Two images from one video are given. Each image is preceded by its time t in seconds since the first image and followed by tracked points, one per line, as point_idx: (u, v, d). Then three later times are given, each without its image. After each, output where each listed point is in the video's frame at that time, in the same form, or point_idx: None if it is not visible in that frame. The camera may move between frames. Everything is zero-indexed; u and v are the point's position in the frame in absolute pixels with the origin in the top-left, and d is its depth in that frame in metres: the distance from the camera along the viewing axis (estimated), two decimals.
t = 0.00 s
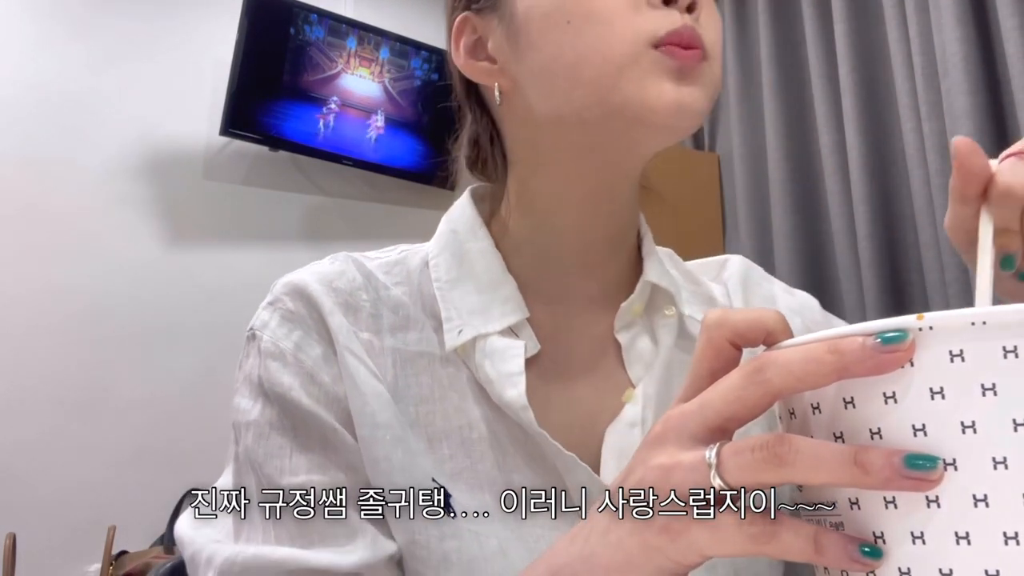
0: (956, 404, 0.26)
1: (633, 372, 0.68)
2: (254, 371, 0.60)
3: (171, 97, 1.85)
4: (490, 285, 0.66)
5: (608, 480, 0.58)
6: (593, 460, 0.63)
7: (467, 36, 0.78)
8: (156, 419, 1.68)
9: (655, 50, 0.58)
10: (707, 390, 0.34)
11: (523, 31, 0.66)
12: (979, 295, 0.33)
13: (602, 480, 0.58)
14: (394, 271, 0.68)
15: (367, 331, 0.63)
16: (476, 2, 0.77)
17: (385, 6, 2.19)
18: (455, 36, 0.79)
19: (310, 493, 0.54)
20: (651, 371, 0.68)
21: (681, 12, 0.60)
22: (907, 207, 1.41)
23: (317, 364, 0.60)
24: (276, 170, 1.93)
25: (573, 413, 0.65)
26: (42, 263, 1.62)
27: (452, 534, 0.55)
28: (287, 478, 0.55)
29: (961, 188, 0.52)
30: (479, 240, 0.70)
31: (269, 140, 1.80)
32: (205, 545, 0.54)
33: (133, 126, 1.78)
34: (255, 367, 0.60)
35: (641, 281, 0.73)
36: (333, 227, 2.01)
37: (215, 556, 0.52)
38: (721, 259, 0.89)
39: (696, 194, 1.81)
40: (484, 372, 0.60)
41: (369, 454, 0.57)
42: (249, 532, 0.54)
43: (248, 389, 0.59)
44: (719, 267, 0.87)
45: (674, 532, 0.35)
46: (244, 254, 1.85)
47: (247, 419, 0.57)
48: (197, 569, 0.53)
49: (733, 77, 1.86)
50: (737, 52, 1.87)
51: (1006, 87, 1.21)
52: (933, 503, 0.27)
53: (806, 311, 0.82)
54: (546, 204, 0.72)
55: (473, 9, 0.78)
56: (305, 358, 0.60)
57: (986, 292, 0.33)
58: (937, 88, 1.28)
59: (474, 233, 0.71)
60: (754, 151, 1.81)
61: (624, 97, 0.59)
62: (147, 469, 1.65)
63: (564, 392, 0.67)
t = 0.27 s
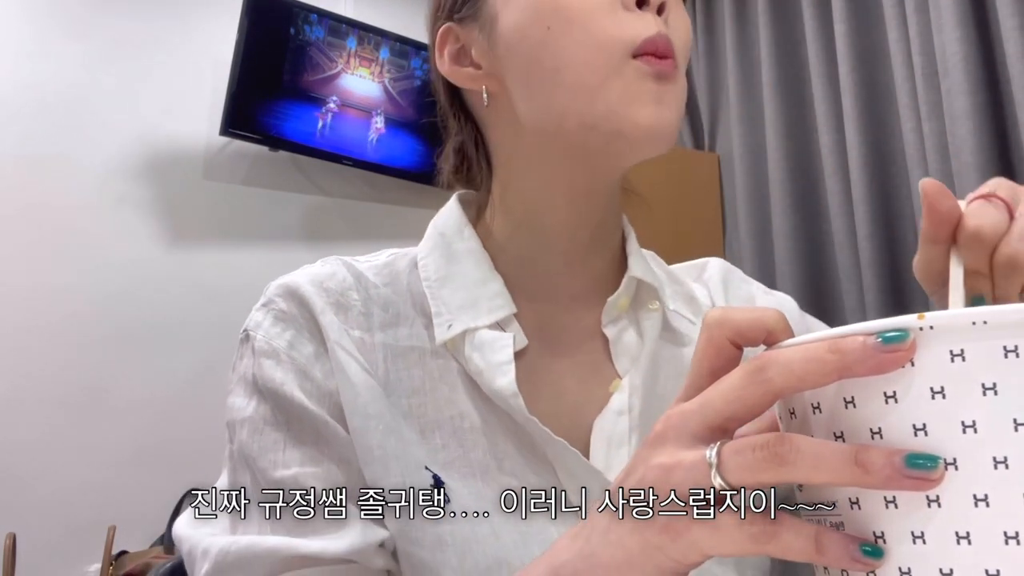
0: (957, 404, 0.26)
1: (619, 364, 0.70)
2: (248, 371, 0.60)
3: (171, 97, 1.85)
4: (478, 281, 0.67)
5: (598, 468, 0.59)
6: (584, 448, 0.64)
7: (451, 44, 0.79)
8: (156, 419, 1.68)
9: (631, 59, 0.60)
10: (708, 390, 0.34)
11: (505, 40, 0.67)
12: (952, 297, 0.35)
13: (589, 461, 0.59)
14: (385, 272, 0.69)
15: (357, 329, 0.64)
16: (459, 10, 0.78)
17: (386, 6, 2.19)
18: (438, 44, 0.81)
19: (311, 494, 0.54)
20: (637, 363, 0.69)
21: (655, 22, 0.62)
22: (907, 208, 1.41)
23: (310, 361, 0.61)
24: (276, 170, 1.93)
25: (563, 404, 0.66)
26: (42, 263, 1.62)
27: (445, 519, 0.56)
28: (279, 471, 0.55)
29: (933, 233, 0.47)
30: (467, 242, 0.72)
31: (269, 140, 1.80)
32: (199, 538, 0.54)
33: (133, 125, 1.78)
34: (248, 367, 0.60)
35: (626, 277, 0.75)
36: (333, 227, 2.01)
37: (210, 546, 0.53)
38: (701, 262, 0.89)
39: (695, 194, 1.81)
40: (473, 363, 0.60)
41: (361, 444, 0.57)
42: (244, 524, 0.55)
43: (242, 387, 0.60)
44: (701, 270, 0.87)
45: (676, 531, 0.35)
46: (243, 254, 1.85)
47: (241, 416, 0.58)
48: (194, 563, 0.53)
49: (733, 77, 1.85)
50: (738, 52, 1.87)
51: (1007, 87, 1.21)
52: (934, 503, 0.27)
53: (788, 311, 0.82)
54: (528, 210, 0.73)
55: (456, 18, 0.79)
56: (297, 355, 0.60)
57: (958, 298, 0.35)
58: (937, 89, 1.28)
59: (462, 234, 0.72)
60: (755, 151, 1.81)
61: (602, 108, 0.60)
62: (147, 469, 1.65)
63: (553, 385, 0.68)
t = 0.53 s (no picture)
0: (958, 403, 0.26)
1: (607, 362, 0.71)
2: (239, 376, 0.60)
3: (171, 97, 1.85)
4: (467, 281, 0.68)
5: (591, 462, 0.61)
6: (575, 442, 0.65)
7: (439, 45, 0.80)
8: (155, 419, 1.68)
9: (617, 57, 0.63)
10: (709, 391, 0.34)
11: (495, 39, 0.69)
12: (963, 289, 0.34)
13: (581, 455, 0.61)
14: (375, 275, 0.70)
15: (347, 331, 0.64)
16: (447, 12, 0.79)
17: (386, 6, 2.19)
18: (426, 45, 0.81)
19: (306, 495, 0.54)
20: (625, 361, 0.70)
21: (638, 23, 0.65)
22: (907, 208, 1.41)
23: (301, 365, 0.61)
24: (275, 170, 1.93)
25: (553, 399, 0.68)
26: (42, 263, 1.62)
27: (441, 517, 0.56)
28: (272, 473, 0.55)
29: (958, 261, 0.50)
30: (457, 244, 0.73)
31: (269, 140, 1.80)
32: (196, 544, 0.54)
33: (133, 126, 1.78)
34: (239, 373, 0.61)
35: (613, 275, 0.76)
36: (333, 227, 2.00)
37: (206, 551, 0.53)
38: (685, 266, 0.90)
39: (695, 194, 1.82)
40: (463, 361, 0.62)
41: (353, 445, 0.57)
42: (241, 527, 0.55)
43: (235, 392, 0.60)
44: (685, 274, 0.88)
45: (676, 530, 0.35)
46: (243, 254, 1.85)
47: (234, 421, 0.58)
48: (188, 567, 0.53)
49: (734, 77, 1.85)
50: (738, 52, 1.86)
51: (1006, 87, 1.21)
52: (934, 502, 0.27)
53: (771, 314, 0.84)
54: (517, 207, 0.75)
55: (444, 19, 0.79)
56: (288, 360, 0.61)
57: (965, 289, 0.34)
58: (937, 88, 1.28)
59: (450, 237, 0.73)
60: (755, 151, 1.81)
61: (590, 103, 0.63)
62: (148, 469, 1.65)
63: (543, 380, 0.69)
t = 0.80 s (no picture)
0: (975, 403, 0.26)
1: (597, 352, 0.72)
2: (231, 377, 0.60)
3: (170, 97, 1.84)
4: (457, 272, 0.70)
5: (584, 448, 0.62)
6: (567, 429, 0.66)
7: (426, 41, 0.80)
8: (154, 420, 1.67)
9: (599, 52, 0.64)
10: (724, 393, 0.34)
11: (480, 32, 0.69)
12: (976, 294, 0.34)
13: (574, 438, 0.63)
14: (366, 272, 0.70)
15: (337, 328, 0.65)
16: (435, 8, 0.79)
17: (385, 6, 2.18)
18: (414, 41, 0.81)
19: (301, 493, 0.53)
20: (615, 350, 0.72)
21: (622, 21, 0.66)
22: (907, 208, 1.42)
23: (293, 364, 0.61)
24: (275, 170, 1.92)
25: (543, 388, 0.69)
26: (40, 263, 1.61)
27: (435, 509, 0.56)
28: (265, 473, 0.54)
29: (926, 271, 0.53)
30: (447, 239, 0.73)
31: (269, 140, 1.80)
32: (190, 549, 0.53)
33: (132, 125, 1.77)
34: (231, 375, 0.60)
35: (602, 267, 0.78)
36: (333, 227, 2.00)
37: (202, 556, 0.52)
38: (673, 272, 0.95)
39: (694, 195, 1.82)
40: (457, 348, 0.63)
41: (346, 444, 0.57)
42: (237, 528, 0.55)
43: (229, 394, 0.60)
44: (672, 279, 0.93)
45: (688, 534, 0.35)
46: (242, 254, 1.84)
47: (227, 422, 0.57)
48: (184, 574, 0.52)
49: (734, 77, 1.85)
50: (738, 52, 1.87)
51: (1006, 87, 1.22)
52: (951, 503, 0.27)
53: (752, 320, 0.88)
54: (501, 202, 0.75)
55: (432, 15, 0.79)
56: (280, 359, 0.60)
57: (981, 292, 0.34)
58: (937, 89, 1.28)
59: (439, 232, 0.74)
60: (755, 152, 1.81)
61: (574, 92, 0.63)
62: (146, 470, 1.64)
63: (536, 371, 0.70)
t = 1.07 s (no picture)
0: (977, 404, 0.26)
1: (596, 343, 0.76)
2: (233, 373, 0.58)
3: (171, 97, 1.84)
4: (465, 261, 0.70)
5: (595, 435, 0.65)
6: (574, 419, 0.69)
7: (460, 21, 0.78)
8: (155, 420, 1.67)
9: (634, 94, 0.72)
10: (725, 392, 0.34)
11: (536, 38, 0.73)
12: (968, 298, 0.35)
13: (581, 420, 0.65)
14: (371, 263, 0.69)
15: (344, 319, 0.64)
16: None
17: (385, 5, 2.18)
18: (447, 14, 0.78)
19: (302, 502, 0.52)
20: (612, 341, 0.76)
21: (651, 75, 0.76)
22: (907, 207, 1.42)
23: (301, 360, 0.59)
24: (275, 170, 1.92)
25: (551, 379, 0.71)
26: (40, 263, 1.61)
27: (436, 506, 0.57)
28: (267, 481, 0.53)
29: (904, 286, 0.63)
30: (445, 227, 0.73)
31: (269, 140, 1.80)
32: (183, 556, 0.52)
33: (132, 125, 1.77)
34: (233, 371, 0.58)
35: (596, 262, 0.83)
36: (333, 227, 2.00)
37: (197, 566, 0.51)
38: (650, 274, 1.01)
39: (694, 195, 1.82)
40: (471, 336, 0.64)
41: (365, 446, 0.56)
42: (232, 539, 0.53)
43: (229, 391, 0.57)
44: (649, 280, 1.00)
45: (688, 534, 0.35)
46: (242, 254, 1.84)
47: (229, 422, 0.55)
48: None
49: (734, 76, 1.85)
50: (738, 51, 1.86)
51: (1007, 87, 1.21)
52: (952, 503, 0.27)
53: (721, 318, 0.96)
54: (509, 203, 0.76)
55: None
56: (287, 355, 0.58)
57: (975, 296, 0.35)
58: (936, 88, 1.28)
59: (441, 221, 0.74)
60: (755, 151, 1.81)
61: (611, 124, 0.70)
62: (146, 470, 1.64)
63: (541, 362, 0.72)
